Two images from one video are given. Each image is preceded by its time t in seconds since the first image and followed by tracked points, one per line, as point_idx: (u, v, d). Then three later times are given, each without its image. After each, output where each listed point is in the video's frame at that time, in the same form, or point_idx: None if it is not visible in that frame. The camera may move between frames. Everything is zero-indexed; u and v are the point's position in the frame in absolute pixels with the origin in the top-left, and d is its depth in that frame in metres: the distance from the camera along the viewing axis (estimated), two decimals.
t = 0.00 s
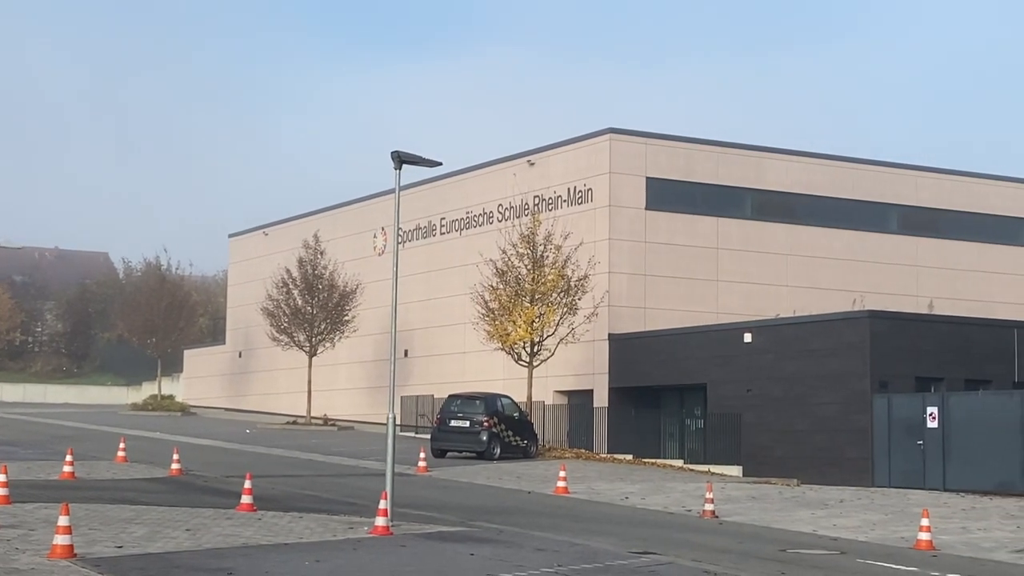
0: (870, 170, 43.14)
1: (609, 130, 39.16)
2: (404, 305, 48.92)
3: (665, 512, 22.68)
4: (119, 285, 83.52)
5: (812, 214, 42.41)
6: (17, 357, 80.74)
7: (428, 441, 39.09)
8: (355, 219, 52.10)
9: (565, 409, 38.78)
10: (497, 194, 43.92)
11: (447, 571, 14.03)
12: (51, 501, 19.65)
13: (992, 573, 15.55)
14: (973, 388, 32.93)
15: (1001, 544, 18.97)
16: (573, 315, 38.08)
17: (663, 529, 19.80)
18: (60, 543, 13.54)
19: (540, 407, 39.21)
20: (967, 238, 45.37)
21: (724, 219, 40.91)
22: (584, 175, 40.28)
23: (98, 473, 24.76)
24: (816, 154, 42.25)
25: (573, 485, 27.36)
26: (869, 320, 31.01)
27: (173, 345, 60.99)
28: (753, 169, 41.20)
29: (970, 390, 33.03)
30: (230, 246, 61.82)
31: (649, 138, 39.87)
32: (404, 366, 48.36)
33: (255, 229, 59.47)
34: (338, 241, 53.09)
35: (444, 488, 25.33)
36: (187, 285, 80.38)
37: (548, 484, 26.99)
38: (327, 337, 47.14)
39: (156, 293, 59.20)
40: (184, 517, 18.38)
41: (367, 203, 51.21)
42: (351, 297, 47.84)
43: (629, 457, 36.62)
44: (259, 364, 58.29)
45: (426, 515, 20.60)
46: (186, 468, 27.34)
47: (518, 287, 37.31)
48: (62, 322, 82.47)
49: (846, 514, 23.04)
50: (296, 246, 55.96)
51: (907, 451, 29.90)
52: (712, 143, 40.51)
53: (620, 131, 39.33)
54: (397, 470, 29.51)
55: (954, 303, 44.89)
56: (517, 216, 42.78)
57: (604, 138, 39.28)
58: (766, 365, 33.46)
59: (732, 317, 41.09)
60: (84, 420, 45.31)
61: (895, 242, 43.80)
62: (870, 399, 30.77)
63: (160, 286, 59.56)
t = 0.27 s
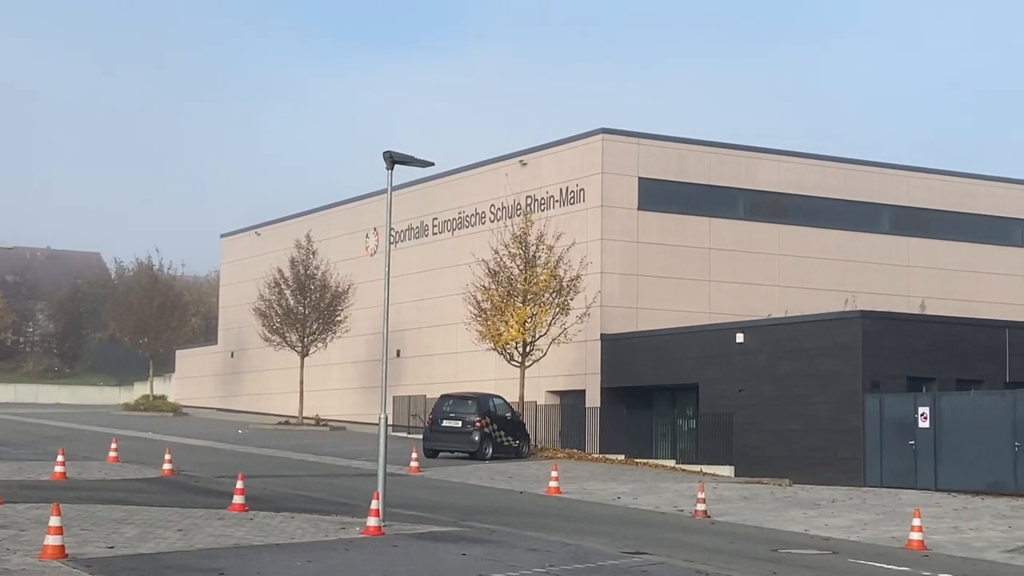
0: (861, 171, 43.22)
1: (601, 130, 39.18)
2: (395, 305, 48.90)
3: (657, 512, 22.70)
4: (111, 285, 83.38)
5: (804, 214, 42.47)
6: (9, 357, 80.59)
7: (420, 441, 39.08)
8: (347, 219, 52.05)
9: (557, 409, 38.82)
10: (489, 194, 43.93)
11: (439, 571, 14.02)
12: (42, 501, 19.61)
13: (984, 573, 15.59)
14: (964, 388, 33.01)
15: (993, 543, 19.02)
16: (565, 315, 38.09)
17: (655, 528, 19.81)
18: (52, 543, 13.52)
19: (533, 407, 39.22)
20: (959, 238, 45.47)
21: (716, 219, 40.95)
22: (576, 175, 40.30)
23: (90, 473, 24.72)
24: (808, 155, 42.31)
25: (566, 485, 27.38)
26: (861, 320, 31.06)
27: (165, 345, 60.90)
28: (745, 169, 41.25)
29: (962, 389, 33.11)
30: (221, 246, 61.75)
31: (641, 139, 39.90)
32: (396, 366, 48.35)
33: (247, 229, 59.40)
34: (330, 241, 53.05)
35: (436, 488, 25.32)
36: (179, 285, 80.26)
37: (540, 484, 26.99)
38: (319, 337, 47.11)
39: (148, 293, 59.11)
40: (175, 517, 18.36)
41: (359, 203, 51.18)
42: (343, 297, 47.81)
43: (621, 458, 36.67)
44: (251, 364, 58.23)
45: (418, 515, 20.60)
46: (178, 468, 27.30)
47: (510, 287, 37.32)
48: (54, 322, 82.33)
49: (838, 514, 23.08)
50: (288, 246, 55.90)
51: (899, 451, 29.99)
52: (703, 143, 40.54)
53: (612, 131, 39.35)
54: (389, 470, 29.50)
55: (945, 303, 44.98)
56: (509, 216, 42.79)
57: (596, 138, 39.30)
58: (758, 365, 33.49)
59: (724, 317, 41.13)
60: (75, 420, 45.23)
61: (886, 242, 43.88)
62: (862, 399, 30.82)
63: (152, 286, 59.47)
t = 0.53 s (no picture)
0: (854, 171, 43.29)
1: (594, 130, 39.20)
2: (388, 305, 48.89)
3: (650, 512, 22.72)
4: (104, 285, 83.28)
5: (797, 215, 42.53)
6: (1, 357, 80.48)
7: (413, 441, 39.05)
8: (340, 219, 52.01)
9: (550, 409, 38.86)
10: (482, 194, 43.94)
11: (432, 571, 14.02)
12: (35, 502, 19.58)
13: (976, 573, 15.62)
14: (957, 388, 33.08)
15: (985, 543, 19.05)
16: (558, 315, 38.11)
17: (648, 528, 19.83)
18: (44, 543, 13.49)
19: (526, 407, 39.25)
20: (951, 238, 45.57)
21: (709, 219, 41.00)
22: (569, 175, 40.32)
23: (83, 474, 24.68)
24: (800, 155, 42.37)
25: (559, 485, 27.39)
26: (853, 321, 31.11)
27: (157, 345, 60.83)
28: (738, 169, 41.30)
29: (954, 389, 33.18)
30: (214, 246, 61.69)
31: (634, 139, 39.92)
32: (389, 366, 48.33)
33: (239, 229, 59.36)
34: (324, 241, 53.02)
35: (429, 488, 25.31)
36: (171, 284, 80.15)
37: (533, 484, 27.00)
38: (312, 337, 47.08)
39: (141, 293, 59.03)
40: (168, 517, 18.33)
41: (352, 203, 51.15)
42: (336, 297, 47.78)
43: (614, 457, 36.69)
44: (243, 364, 58.18)
45: (411, 515, 20.60)
46: (171, 468, 27.27)
47: (503, 288, 37.33)
48: (46, 322, 82.20)
49: (830, 514, 23.11)
50: (281, 246, 55.87)
51: (892, 451, 30.02)
52: (696, 143, 40.59)
53: (606, 131, 39.38)
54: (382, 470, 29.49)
55: (938, 303, 45.06)
56: (502, 216, 42.80)
57: (589, 138, 39.33)
58: (751, 365, 33.53)
59: (717, 317, 41.17)
60: (68, 420, 45.16)
61: (878, 243, 43.96)
62: (854, 399, 30.86)
63: (145, 286, 59.39)
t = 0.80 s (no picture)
0: (847, 171, 43.35)
1: (588, 130, 39.20)
2: (382, 305, 48.86)
3: (643, 512, 22.73)
4: (97, 285, 83.13)
5: (790, 215, 42.58)
6: None
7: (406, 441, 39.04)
8: (334, 219, 51.96)
9: (544, 409, 38.83)
10: (475, 194, 43.93)
11: (426, 572, 14.01)
12: (27, 502, 19.54)
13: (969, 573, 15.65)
14: (949, 389, 33.13)
15: (977, 543, 19.10)
16: (551, 315, 38.11)
17: (641, 528, 19.85)
18: (37, 543, 13.47)
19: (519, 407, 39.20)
20: (943, 239, 45.65)
21: (702, 219, 41.03)
22: (562, 175, 40.33)
23: (75, 474, 24.62)
24: (793, 155, 42.42)
25: (552, 485, 27.39)
26: (846, 321, 31.14)
27: (150, 345, 60.74)
28: (731, 170, 41.33)
29: (946, 389, 33.24)
30: (207, 246, 61.61)
31: (627, 139, 39.93)
32: (383, 366, 48.31)
33: (233, 229, 59.28)
34: (317, 241, 52.97)
35: (422, 488, 25.30)
36: (164, 284, 80.05)
37: (526, 485, 27.02)
38: (305, 337, 47.04)
39: (134, 293, 58.93)
40: (161, 518, 18.32)
41: (346, 203, 51.11)
42: (329, 297, 47.74)
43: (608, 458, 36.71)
44: (236, 364, 58.11)
45: (404, 515, 20.58)
46: (163, 469, 27.23)
47: (496, 288, 37.32)
48: (39, 322, 82.03)
49: (823, 514, 23.14)
50: (274, 246, 55.81)
51: (884, 451, 30.07)
52: (689, 144, 40.62)
53: (599, 131, 39.38)
54: (375, 470, 29.49)
55: (930, 303, 45.13)
56: (495, 216, 42.79)
57: (583, 138, 39.33)
58: (744, 365, 33.56)
59: (710, 317, 41.20)
60: (60, 421, 45.09)
61: (871, 243, 44.02)
62: (847, 399, 30.90)
63: (137, 286, 59.30)
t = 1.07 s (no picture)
0: (839, 174, 43.41)
1: (580, 131, 39.23)
2: (374, 306, 48.83)
3: (636, 513, 22.74)
4: (89, 286, 82.96)
5: (782, 216, 42.64)
6: None
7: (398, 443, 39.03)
8: (326, 220, 51.92)
9: (535, 410, 38.79)
10: (468, 195, 43.93)
11: (418, 573, 14.01)
12: (19, 503, 19.49)
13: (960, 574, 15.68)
14: (941, 391, 33.21)
15: (969, 544, 19.16)
16: (543, 316, 38.11)
17: (633, 529, 19.87)
18: (28, 544, 13.44)
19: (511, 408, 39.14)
20: (936, 241, 45.74)
21: (695, 221, 41.07)
22: (555, 176, 40.34)
23: (67, 475, 24.57)
24: (786, 157, 42.49)
25: (544, 486, 27.39)
26: (838, 322, 31.17)
27: (142, 346, 60.62)
28: (723, 171, 41.37)
29: (938, 391, 33.30)
30: (200, 247, 61.53)
31: (620, 141, 39.95)
32: (375, 367, 48.29)
33: (225, 230, 59.20)
34: (310, 242, 52.92)
35: (415, 489, 25.29)
36: (156, 285, 79.87)
37: (519, 486, 27.03)
38: (297, 338, 46.99)
39: (126, 294, 58.83)
40: (152, 518, 18.30)
41: (338, 203, 51.07)
42: (322, 299, 47.69)
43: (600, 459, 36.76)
44: (229, 365, 58.03)
45: (397, 516, 20.57)
46: (155, 470, 27.19)
47: (489, 289, 37.32)
48: (31, 323, 81.83)
49: (815, 515, 23.18)
50: (267, 247, 55.76)
51: (876, 452, 30.11)
52: (681, 145, 40.65)
53: (592, 132, 39.40)
54: (367, 471, 29.49)
55: (923, 305, 45.21)
56: (488, 217, 42.80)
57: (576, 140, 39.35)
58: (736, 367, 33.59)
59: (702, 319, 41.24)
60: (51, 422, 45.01)
61: (863, 245, 44.08)
62: (839, 401, 30.92)
63: (130, 287, 59.19)
